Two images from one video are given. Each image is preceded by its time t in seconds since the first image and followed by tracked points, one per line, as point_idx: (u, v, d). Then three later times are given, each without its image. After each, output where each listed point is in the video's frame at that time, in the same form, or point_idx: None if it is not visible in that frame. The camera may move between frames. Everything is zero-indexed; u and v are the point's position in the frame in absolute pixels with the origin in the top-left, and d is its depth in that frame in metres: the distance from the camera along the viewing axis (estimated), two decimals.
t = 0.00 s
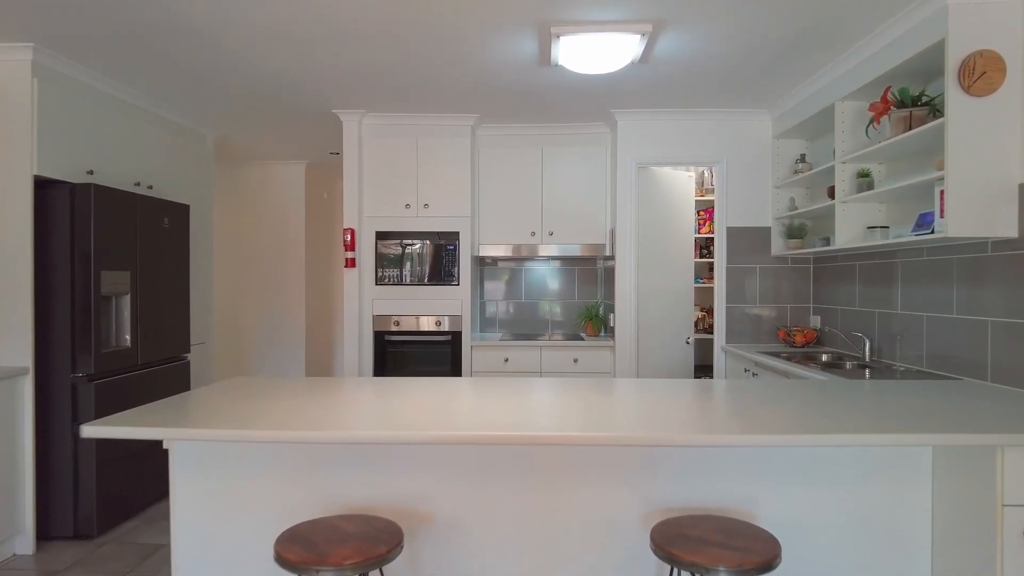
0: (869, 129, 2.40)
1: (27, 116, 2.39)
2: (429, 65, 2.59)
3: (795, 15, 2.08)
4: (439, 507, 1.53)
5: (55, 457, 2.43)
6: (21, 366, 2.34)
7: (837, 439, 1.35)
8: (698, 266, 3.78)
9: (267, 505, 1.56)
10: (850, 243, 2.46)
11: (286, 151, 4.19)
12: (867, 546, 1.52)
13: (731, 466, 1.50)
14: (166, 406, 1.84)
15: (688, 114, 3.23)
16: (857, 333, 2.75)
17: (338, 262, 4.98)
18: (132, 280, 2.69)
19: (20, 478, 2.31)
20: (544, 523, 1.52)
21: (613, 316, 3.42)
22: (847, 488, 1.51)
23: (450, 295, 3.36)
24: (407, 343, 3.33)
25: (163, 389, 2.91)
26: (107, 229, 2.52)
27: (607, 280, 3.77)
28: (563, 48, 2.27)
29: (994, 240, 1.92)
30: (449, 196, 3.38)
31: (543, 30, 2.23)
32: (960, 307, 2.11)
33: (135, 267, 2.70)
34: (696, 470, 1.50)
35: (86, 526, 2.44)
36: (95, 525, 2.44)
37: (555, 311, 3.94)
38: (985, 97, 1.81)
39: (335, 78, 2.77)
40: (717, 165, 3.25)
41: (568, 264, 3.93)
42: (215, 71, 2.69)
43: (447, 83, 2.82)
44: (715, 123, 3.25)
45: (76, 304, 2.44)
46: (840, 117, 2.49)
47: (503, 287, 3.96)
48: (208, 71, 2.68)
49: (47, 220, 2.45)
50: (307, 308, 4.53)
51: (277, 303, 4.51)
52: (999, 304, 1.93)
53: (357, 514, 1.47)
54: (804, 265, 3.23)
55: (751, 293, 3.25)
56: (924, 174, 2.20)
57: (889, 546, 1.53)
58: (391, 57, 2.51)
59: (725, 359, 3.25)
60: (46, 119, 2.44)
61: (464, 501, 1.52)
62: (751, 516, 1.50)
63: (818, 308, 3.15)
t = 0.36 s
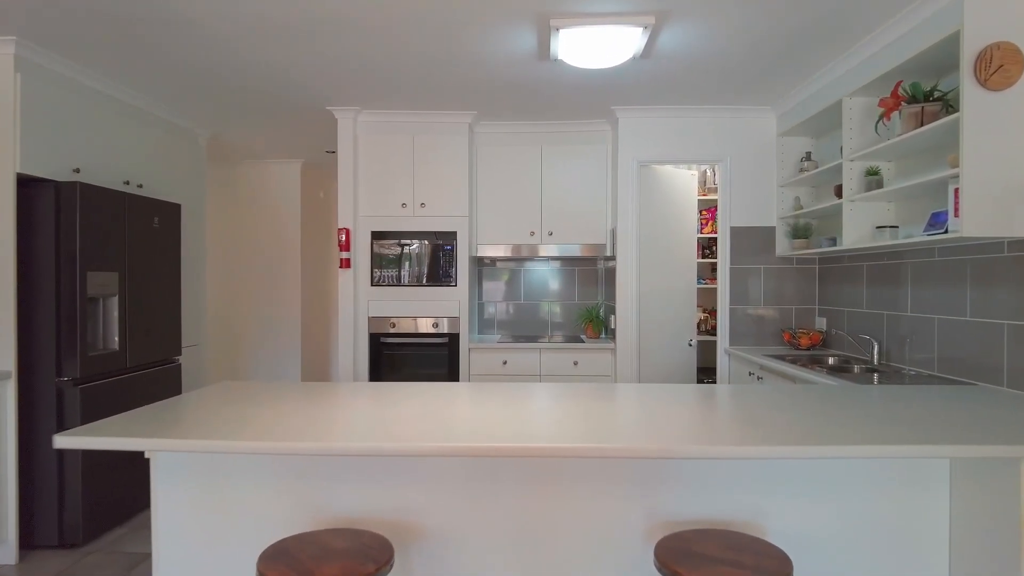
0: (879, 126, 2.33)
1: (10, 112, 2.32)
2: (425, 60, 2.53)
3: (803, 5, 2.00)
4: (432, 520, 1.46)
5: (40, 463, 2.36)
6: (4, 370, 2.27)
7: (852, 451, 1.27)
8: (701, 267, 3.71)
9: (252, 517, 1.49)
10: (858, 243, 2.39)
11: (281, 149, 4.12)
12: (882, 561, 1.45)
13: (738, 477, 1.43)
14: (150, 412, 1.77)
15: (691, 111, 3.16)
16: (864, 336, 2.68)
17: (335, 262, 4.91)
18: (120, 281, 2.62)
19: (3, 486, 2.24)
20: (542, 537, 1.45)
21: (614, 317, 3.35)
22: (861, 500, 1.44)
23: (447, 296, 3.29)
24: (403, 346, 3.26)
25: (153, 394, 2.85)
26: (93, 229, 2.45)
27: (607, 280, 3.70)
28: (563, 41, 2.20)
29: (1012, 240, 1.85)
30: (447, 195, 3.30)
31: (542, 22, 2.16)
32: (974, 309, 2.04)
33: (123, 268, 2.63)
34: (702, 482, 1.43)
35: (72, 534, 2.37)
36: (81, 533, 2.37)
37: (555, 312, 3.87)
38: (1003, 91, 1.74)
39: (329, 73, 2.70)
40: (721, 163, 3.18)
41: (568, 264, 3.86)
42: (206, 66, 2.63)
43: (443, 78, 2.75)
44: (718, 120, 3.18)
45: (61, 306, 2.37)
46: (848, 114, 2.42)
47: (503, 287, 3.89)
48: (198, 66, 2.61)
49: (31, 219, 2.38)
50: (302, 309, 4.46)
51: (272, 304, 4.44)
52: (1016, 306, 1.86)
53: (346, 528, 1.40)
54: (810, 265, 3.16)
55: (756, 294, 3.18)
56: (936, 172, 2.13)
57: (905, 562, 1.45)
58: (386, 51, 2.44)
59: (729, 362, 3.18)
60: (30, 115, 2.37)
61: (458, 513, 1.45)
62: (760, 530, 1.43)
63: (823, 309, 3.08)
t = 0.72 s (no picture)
0: (888, 122, 2.27)
1: None
2: (421, 54, 2.46)
3: None
4: (425, 533, 1.39)
5: (24, 469, 2.30)
6: None
7: (867, 462, 1.21)
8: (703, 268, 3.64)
9: (237, 530, 1.42)
10: (866, 243, 2.33)
11: (277, 148, 4.06)
12: None
13: (746, 489, 1.36)
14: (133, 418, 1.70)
15: (693, 108, 3.09)
16: (871, 339, 2.62)
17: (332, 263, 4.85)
18: (109, 282, 2.56)
19: None
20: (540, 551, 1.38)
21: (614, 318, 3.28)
22: (875, 513, 1.37)
23: (445, 298, 3.23)
24: (399, 348, 3.20)
25: (142, 397, 2.78)
26: (81, 229, 2.39)
27: (608, 281, 3.64)
28: (562, 34, 2.14)
29: None
30: (444, 194, 3.24)
31: (541, 15, 2.10)
32: (988, 311, 1.97)
33: (112, 268, 2.57)
34: (708, 493, 1.36)
35: (57, 543, 2.31)
36: (66, 541, 2.30)
37: (555, 313, 3.81)
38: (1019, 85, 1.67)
39: (323, 69, 2.64)
40: (724, 161, 3.12)
41: (568, 264, 3.80)
42: (197, 61, 2.57)
43: (440, 74, 2.68)
44: (722, 117, 3.12)
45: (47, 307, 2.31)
46: (855, 111, 2.36)
47: (501, 288, 3.83)
48: (189, 61, 2.55)
49: (17, 217, 2.32)
50: (298, 310, 4.40)
51: (268, 304, 4.38)
52: None
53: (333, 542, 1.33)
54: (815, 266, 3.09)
55: (759, 295, 3.11)
56: (947, 170, 2.06)
57: None
58: (381, 45, 2.38)
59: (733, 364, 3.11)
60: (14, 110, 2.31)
61: (452, 525, 1.39)
62: (768, 543, 1.36)
63: (829, 311, 3.01)
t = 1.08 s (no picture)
0: (898, 117, 2.21)
1: None
2: (417, 49, 2.40)
3: None
4: (417, 546, 1.32)
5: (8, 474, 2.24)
6: None
7: (886, 472, 1.14)
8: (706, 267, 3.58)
9: (221, 542, 1.35)
10: (874, 242, 2.27)
11: (273, 146, 4.00)
12: None
13: (754, 499, 1.30)
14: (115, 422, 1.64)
15: (696, 104, 3.03)
16: (879, 341, 2.55)
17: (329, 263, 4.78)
18: (97, 282, 2.50)
19: None
20: (538, 564, 1.31)
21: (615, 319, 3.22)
22: (890, 525, 1.31)
23: (442, 298, 3.16)
24: (396, 349, 3.13)
25: (131, 400, 2.72)
26: (67, 228, 2.32)
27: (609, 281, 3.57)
28: (562, 27, 2.07)
29: None
30: (442, 192, 3.17)
31: (540, 7, 2.04)
32: (1003, 313, 1.91)
33: (100, 268, 2.51)
34: (714, 504, 1.30)
35: (41, 551, 2.24)
36: (51, 549, 2.24)
37: (555, 314, 3.74)
38: None
39: (317, 64, 2.57)
40: (727, 159, 3.05)
41: (568, 264, 3.73)
42: (188, 55, 2.50)
43: (438, 69, 2.62)
44: (725, 114, 3.05)
45: (32, 308, 2.25)
46: (863, 106, 2.30)
47: (500, 288, 3.76)
48: (180, 55, 2.49)
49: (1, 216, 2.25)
50: (295, 310, 4.33)
51: (263, 305, 4.32)
52: None
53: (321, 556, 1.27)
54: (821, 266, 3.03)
55: (764, 295, 3.05)
56: (960, 166, 2.00)
57: None
58: (377, 39, 2.32)
59: (736, 366, 3.05)
60: None
61: (446, 538, 1.32)
62: (778, 556, 1.30)
63: (834, 312, 2.95)
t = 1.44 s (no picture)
0: (910, 111, 2.14)
1: None
2: (413, 39, 2.32)
3: None
4: (411, 561, 1.25)
5: None
6: None
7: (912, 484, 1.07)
8: (710, 267, 3.51)
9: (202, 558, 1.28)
10: (886, 240, 2.20)
11: (268, 144, 3.93)
12: None
13: (768, 511, 1.22)
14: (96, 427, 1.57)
15: (700, 100, 2.96)
16: (889, 342, 2.48)
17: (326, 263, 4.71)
18: (85, 282, 2.43)
19: None
20: None
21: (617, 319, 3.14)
22: (913, 539, 1.23)
23: (440, 298, 3.09)
24: (392, 350, 3.05)
25: (119, 403, 2.65)
26: (51, 225, 2.25)
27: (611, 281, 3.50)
28: (563, 16, 2.00)
29: None
30: (439, 190, 3.10)
31: None
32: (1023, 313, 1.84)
33: (86, 267, 2.44)
34: (726, 517, 1.22)
35: (25, 560, 2.17)
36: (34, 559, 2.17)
37: (555, 314, 3.67)
38: None
39: (310, 56, 2.50)
40: (732, 156, 2.98)
41: (569, 263, 3.66)
42: (178, 46, 2.43)
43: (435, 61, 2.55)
44: (729, 109, 2.99)
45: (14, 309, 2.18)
46: (874, 100, 2.23)
47: (500, 289, 3.69)
48: (169, 47, 2.42)
49: None
50: (291, 310, 4.26)
51: (259, 306, 4.25)
52: None
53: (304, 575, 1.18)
54: (828, 265, 2.95)
55: (771, 295, 2.97)
56: (977, 161, 1.93)
57: None
58: (372, 30, 2.24)
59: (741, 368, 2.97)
60: None
61: (440, 553, 1.25)
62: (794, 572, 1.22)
63: (842, 313, 2.88)
